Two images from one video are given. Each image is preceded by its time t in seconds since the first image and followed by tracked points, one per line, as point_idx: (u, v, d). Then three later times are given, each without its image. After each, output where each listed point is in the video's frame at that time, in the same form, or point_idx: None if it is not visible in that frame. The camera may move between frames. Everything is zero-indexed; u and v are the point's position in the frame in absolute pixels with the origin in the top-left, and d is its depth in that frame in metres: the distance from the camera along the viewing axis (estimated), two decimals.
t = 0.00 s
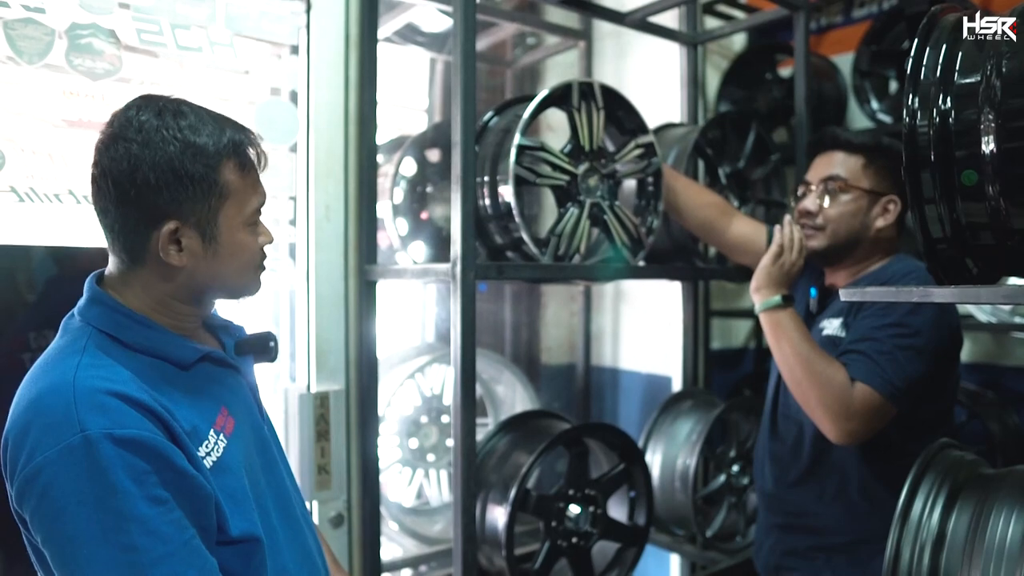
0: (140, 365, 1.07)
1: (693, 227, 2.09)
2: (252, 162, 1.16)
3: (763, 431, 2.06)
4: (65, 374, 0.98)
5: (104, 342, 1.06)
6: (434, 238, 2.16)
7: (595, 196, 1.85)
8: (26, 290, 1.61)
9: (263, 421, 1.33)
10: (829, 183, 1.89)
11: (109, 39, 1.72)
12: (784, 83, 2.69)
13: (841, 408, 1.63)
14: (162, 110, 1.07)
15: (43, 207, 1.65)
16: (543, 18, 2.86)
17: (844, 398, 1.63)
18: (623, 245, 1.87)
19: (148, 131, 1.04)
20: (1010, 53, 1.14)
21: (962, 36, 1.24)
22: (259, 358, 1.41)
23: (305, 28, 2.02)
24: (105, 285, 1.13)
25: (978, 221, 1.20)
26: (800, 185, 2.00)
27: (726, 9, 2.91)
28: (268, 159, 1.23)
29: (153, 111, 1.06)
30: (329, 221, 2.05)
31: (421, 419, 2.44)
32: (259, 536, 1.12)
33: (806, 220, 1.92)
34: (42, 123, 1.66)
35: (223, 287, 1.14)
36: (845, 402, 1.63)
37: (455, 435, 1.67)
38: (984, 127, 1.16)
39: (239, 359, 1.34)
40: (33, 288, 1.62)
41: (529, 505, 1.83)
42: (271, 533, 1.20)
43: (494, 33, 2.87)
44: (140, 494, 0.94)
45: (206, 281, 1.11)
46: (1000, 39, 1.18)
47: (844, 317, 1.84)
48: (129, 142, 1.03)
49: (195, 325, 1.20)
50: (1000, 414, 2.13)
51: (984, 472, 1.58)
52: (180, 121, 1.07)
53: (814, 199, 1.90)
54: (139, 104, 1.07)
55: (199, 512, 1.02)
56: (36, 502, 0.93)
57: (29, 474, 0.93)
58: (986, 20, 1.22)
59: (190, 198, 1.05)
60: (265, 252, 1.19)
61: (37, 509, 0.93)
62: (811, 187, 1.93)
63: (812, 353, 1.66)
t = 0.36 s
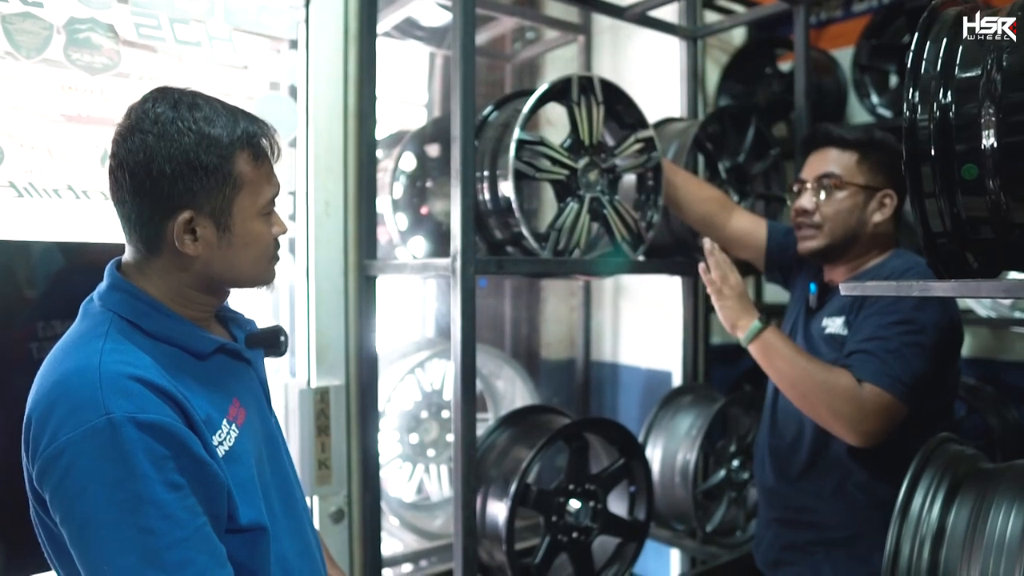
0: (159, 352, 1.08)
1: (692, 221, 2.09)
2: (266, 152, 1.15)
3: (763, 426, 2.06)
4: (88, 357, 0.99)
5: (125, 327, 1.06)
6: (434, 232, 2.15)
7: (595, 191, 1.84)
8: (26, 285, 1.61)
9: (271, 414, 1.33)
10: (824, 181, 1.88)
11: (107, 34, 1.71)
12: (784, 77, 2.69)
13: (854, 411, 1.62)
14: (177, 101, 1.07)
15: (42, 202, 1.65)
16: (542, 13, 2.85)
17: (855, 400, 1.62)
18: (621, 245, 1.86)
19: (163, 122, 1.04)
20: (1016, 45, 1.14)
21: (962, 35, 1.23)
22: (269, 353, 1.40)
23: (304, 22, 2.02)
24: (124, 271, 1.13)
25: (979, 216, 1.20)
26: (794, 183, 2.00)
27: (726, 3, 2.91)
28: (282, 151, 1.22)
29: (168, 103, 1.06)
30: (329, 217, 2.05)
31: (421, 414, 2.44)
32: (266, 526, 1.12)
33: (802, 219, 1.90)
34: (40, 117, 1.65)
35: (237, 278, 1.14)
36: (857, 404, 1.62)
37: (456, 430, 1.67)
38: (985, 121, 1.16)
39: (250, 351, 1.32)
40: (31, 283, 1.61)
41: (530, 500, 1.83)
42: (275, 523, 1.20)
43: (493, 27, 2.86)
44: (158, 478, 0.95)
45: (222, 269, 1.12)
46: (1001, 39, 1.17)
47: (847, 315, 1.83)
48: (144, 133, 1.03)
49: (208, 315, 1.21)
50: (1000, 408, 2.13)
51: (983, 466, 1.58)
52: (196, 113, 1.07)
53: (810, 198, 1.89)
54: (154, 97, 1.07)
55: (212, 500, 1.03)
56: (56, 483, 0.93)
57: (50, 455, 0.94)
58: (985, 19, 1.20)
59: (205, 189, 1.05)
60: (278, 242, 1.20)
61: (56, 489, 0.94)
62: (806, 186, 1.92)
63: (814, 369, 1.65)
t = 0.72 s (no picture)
0: (170, 345, 1.09)
1: (691, 221, 2.09)
2: (287, 159, 1.18)
3: (764, 426, 2.06)
4: (102, 348, 1.00)
5: (138, 320, 1.08)
6: (435, 232, 2.18)
7: (596, 191, 1.84)
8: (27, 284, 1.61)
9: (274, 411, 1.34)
10: (825, 185, 1.88)
11: (108, 33, 1.72)
12: (786, 78, 2.68)
13: (854, 407, 1.60)
14: (205, 103, 1.09)
15: (43, 201, 1.65)
16: (544, 12, 2.85)
17: (857, 399, 1.60)
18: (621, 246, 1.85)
19: (192, 122, 1.06)
20: (1015, 45, 1.14)
21: (962, 35, 1.23)
22: (273, 350, 1.39)
23: (305, 22, 2.01)
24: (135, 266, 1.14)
25: (981, 216, 1.20)
26: (793, 187, 1.99)
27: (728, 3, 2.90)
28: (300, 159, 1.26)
29: (197, 104, 1.08)
30: (329, 217, 2.04)
31: (422, 414, 2.44)
32: (271, 520, 1.14)
33: (805, 223, 1.89)
34: (42, 117, 1.65)
35: (248, 279, 1.16)
36: (858, 403, 1.60)
37: (457, 431, 1.67)
38: (987, 122, 1.16)
39: (255, 349, 1.34)
40: (32, 282, 1.60)
41: (530, 500, 1.83)
42: (279, 518, 1.22)
43: (494, 27, 2.86)
44: (171, 467, 0.96)
45: (235, 269, 1.13)
46: (1002, 39, 1.17)
47: (849, 315, 1.83)
48: (174, 130, 1.05)
49: (215, 313, 1.22)
50: (1001, 409, 2.13)
51: (985, 466, 1.58)
52: (224, 115, 1.09)
53: (811, 201, 1.88)
54: (184, 97, 1.09)
55: (220, 491, 1.04)
56: (71, 471, 0.94)
57: (65, 444, 0.95)
58: (985, 20, 1.21)
59: (229, 187, 1.07)
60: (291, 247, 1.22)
61: (70, 477, 0.95)
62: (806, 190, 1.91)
63: (822, 362, 1.61)
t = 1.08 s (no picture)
0: (186, 340, 1.10)
1: (695, 219, 2.08)
2: (329, 186, 1.19)
3: (768, 425, 2.06)
4: (119, 342, 1.00)
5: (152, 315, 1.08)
6: (438, 231, 2.18)
7: (600, 188, 1.84)
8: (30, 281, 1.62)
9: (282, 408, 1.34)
10: (827, 186, 1.87)
11: (111, 31, 1.72)
12: (789, 75, 2.67)
13: (856, 414, 1.62)
14: (264, 120, 1.11)
15: (47, 199, 1.65)
16: (546, 10, 2.84)
17: (853, 402, 1.62)
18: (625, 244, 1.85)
19: (250, 135, 1.07)
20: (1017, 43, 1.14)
21: (962, 35, 1.22)
22: (282, 349, 1.41)
23: (308, 20, 2.00)
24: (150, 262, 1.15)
25: (986, 213, 1.19)
26: (795, 188, 1.99)
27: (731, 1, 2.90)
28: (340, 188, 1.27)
29: (255, 119, 1.10)
30: (332, 215, 2.04)
31: (425, 412, 2.44)
32: (280, 515, 1.14)
33: (809, 225, 1.89)
34: (45, 115, 1.65)
35: (267, 291, 1.15)
36: (855, 406, 1.62)
37: (460, 428, 1.67)
38: (992, 119, 1.15)
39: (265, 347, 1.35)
40: (36, 279, 1.61)
41: (534, 498, 1.83)
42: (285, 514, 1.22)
43: (497, 25, 2.86)
44: (186, 461, 0.97)
45: (255, 280, 1.12)
46: (1002, 39, 1.17)
47: (857, 312, 1.82)
48: (231, 138, 1.06)
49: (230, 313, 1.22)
50: (1006, 407, 2.12)
51: (989, 464, 1.58)
52: (280, 134, 1.11)
53: (814, 203, 1.87)
54: (244, 110, 1.11)
55: (231, 485, 1.05)
56: (86, 463, 0.94)
57: (80, 436, 0.95)
58: (986, 19, 1.21)
59: (274, 201, 1.08)
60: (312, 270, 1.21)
61: (84, 469, 0.95)
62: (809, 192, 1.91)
63: (811, 378, 1.65)
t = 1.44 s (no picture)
0: (213, 336, 1.10)
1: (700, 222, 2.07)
2: (289, 141, 1.18)
3: (769, 426, 2.05)
4: (151, 336, 1.01)
5: (179, 312, 1.09)
6: (440, 232, 2.18)
7: (602, 190, 1.83)
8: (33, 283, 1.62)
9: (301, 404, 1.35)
10: (842, 181, 1.86)
11: (115, 33, 1.72)
12: (791, 77, 2.68)
13: (824, 384, 1.61)
14: (201, 98, 1.09)
15: (51, 200, 1.65)
16: (548, 12, 2.85)
17: (823, 372, 1.61)
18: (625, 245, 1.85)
19: (190, 118, 1.06)
20: (1017, 45, 1.13)
21: (962, 35, 1.23)
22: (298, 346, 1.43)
23: (311, 21, 2.01)
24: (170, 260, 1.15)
25: (988, 215, 1.19)
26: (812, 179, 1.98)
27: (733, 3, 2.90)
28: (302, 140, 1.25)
29: (193, 100, 1.08)
30: (334, 215, 2.04)
31: (427, 413, 2.44)
32: (300, 512, 1.15)
33: (818, 218, 1.89)
34: (48, 117, 1.65)
35: (275, 263, 1.16)
36: (824, 377, 1.61)
37: (462, 430, 1.67)
38: (995, 121, 1.15)
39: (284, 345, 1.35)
40: (39, 281, 1.61)
41: (535, 500, 1.84)
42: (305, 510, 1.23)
43: (499, 27, 2.87)
44: (217, 454, 0.97)
45: (261, 253, 1.13)
46: (1002, 39, 1.18)
47: (850, 308, 1.81)
48: (178, 130, 1.05)
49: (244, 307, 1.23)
50: (1009, 410, 2.12)
51: (992, 466, 1.57)
52: (220, 107, 1.09)
53: (827, 196, 1.87)
54: (179, 96, 1.10)
55: (257, 479, 1.05)
56: (119, 455, 0.95)
57: (113, 429, 0.95)
58: (986, 19, 1.22)
59: (238, 174, 1.07)
60: (310, 226, 1.21)
61: (116, 462, 0.95)
62: (823, 184, 1.90)
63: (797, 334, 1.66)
